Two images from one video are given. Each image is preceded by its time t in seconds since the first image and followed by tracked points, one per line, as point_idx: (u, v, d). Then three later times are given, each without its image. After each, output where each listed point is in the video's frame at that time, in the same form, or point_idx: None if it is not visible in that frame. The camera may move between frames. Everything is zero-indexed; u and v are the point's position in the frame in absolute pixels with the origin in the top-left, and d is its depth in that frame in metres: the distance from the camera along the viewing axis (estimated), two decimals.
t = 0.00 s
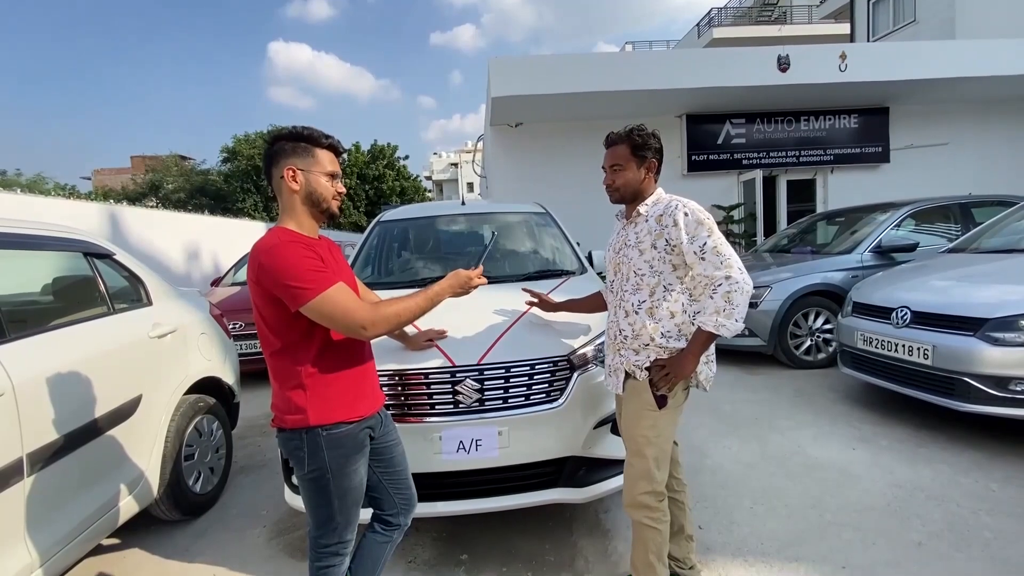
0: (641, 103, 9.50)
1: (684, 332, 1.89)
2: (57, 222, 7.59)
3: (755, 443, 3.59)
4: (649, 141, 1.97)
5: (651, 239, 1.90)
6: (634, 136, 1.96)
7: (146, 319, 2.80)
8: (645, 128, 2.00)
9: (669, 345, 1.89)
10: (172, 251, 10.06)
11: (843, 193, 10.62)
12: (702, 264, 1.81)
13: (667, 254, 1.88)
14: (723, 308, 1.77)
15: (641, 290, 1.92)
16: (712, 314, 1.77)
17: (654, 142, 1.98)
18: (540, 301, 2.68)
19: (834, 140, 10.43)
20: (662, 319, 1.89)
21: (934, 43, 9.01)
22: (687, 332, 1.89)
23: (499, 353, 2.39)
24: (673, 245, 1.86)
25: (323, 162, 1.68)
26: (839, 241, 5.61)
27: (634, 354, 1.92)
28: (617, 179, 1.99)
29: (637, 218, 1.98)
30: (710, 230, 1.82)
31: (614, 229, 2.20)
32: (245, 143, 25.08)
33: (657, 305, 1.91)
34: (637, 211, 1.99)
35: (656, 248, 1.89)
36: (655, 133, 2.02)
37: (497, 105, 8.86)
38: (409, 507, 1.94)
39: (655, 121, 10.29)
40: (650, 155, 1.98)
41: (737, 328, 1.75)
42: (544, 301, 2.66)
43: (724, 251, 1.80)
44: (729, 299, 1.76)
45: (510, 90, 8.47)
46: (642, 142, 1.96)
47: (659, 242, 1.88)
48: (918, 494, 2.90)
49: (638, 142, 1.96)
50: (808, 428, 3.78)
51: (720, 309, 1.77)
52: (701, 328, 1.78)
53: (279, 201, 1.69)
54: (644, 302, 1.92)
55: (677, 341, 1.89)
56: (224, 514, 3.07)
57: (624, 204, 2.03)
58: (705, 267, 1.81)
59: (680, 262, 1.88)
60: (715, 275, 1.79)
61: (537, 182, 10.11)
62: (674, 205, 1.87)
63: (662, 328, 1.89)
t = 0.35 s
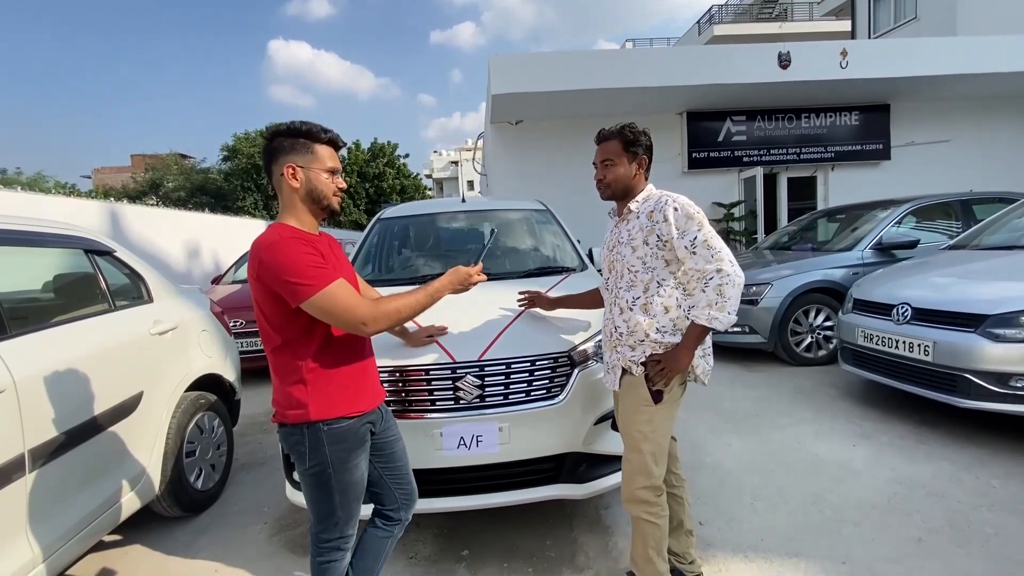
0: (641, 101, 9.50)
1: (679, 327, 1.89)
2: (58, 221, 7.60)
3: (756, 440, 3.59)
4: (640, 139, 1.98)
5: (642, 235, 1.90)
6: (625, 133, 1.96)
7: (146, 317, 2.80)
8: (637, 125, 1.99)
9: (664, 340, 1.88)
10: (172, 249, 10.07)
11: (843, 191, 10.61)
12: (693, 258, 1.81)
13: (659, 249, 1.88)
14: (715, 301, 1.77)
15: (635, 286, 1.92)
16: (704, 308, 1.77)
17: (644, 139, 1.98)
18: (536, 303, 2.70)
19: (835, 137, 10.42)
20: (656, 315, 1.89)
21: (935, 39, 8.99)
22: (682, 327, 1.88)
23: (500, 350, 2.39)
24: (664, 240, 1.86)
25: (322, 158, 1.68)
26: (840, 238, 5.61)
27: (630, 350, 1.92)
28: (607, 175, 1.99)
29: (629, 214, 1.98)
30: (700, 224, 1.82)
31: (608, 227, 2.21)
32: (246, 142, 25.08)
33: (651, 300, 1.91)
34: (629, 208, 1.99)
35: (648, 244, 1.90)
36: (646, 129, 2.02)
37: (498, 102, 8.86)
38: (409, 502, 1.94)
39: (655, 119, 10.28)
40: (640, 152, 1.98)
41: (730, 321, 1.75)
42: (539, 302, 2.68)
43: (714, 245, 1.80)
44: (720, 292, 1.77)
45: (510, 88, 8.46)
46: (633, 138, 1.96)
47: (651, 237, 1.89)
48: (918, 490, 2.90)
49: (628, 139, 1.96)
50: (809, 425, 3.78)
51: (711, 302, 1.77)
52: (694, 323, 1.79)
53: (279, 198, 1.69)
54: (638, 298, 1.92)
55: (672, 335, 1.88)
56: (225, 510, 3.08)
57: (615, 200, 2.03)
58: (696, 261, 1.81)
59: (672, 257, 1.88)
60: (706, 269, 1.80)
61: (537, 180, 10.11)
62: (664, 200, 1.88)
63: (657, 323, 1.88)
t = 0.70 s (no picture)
0: (641, 99, 9.49)
1: (672, 323, 1.88)
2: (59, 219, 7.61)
3: (755, 437, 3.59)
4: (638, 137, 1.98)
5: (634, 233, 1.91)
6: (624, 131, 1.96)
7: (147, 314, 2.81)
8: (636, 124, 2.00)
9: (657, 337, 1.88)
10: (172, 248, 10.08)
11: (844, 189, 10.60)
12: (683, 255, 1.81)
13: (651, 247, 1.88)
14: (704, 298, 1.76)
15: (629, 283, 1.93)
16: (693, 304, 1.77)
17: (644, 138, 1.99)
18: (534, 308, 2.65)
19: (835, 135, 10.41)
20: (649, 312, 1.89)
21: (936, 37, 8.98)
22: (675, 324, 1.88)
23: (500, 347, 2.39)
24: (655, 238, 1.86)
25: (322, 155, 1.68)
26: (841, 236, 5.61)
27: (624, 347, 1.93)
28: (605, 172, 1.99)
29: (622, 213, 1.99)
30: (691, 222, 1.81)
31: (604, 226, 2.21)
32: (246, 140, 25.06)
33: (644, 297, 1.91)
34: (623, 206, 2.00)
35: (640, 242, 1.90)
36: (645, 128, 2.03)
37: (498, 100, 8.85)
38: (409, 499, 1.95)
39: (656, 117, 10.27)
40: (638, 151, 1.99)
41: (719, 317, 1.75)
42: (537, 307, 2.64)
43: (704, 241, 1.79)
44: (709, 288, 1.76)
45: (510, 86, 8.46)
46: (631, 136, 1.96)
47: (643, 236, 1.89)
48: (918, 486, 2.90)
49: (627, 137, 1.96)
50: (809, 422, 3.78)
51: (701, 298, 1.77)
52: (685, 320, 1.79)
53: (278, 196, 1.69)
54: (631, 295, 1.92)
55: (665, 332, 1.88)
56: (226, 507, 3.08)
57: (612, 197, 2.04)
58: (686, 258, 1.81)
59: (664, 254, 1.88)
60: (695, 265, 1.79)
61: (537, 178, 10.10)
62: (655, 198, 1.88)
63: (650, 320, 1.88)
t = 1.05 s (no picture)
0: (642, 97, 9.48)
1: (672, 323, 1.89)
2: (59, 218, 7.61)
3: (756, 435, 3.59)
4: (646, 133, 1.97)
5: (637, 231, 1.91)
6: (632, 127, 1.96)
7: (147, 313, 2.81)
8: (643, 119, 2.00)
9: (656, 336, 1.88)
10: (172, 247, 10.07)
11: (844, 187, 10.59)
12: (686, 255, 1.81)
13: (654, 246, 1.88)
14: (705, 300, 1.78)
15: (629, 281, 1.93)
16: (694, 306, 1.78)
17: (651, 134, 1.98)
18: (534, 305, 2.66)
19: (835, 134, 10.40)
20: (649, 310, 1.89)
21: (937, 35, 8.96)
22: (675, 324, 1.88)
23: (500, 345, 2.39)
24: (659, 237, 1.86)
25: (319, 151, 1.68)
26: (841, 234, 5.61)
27: (623, 345, 1.93)
28: (613, 168, 1.98)
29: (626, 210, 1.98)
30: (694, 222, 1.81)
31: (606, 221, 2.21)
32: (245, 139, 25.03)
33: (645, 296, 1.91)
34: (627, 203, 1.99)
35: (642, 241, 1.90)
36: (652, 123, 2.02)
37: (497, 99, 8.84)
38: (409, 496, 1.95)
39: (656, 115, 10.27)
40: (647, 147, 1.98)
41: (720, 319, 1.76)
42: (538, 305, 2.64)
43: (708, 243, 1.79)
44: (711, 290, 1.77)
45: (510, 85, 8.45)
46: (639, 133, 1.96)
47: (646, 234, 1.89)
48: (918, 484, 2.90)
49: (636, 132, 1.95)
50: (809, 421, 3.78)
51: (702, 300, 1.78)
52: (685, 321, 1.80)
53: (275, 194, 1.69)
54: (632, 293, 1.92)
55: (664, 332, 1.89)
56: (226, 506, 3.08)
57: (618, 194, 2.03)
58: (690, 258, 1.81)
59: (666, 254, 1.88)
60: (698, 266, 1.80)
61: (537, 177, 10.09)
62: (660, 197, 1.87)
63: (649, 319, 1.89)
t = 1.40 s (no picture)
0: (641, 96, 9.47)
1: (680, 324, 1.89)
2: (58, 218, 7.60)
3: (756, 434, 3.59)
4: (640, 129, 1.95)
5: (651, 230, 1.89)
6: (622, 125, 1.96)
7: (146, 312, 2.80)
8: (640, 117, 1.97)
9: (664, 336, 1.89)
10: (172, 246, 10.07)
11: (844, 186, 10.59)
12: (704, 257, 1.80)
13: (668, 245, 1.87)
14: (725, 302, 1.77)
15: (639, 281, 1.92)
16: (712, 308, 1.77)
17: (647, 132, 1.95)
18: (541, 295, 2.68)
19: (835, 133, 10.40)
20: (658, 311, 1.89)
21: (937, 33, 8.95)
22: (684, 325, 1.89)
23: (500, 343, 2.38)
24: (674, 237, 1.85)
25: (314, 148, 1.67)
26: (841, 233, 5.60)
27: (629, 344, 1.93)
28: (607, 172, 1.99)
29: (638, 207, 1.96)
30: (713, 223, 1.80)
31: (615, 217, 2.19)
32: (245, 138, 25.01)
33: (654, 296, 1.90)
34: (638, 201, 1.97)
35: (655, 240, 1.89)
36: (652, 121, 1.98)
37: (497, 98, 8.83)
38: (407, 496, 1.95)
39: (655, 114, 10.26)
40: (642, 143, 1.95)
41: (738, 322, 1.75)
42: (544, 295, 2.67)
43: (728, 244, 1.78)
44: (731, 292, 1.76)
45: (509, 84, 8.44)
46: (631, 133, 1.94)
47: (660, 234, 1.87)
48: (918, 483, 2.90)
49: (628, 132, 1.94)
50: (809, 420, 3.77)
51: (721, 302, 1.77)
52: (700, 322, 1.79)
53: (274, 193, 1.69)
54: (641, 293, 1.92)
55: (671, 332, 1.89)
56: (226, 505, 3.08)
57: (620, 195, 2.03)
58: (708, 260, 1.80)
59: (680, 253, 1.87)
60: (718, 268, 1.78)
61: (537, 176, 10.09)
62: (677, 196, 1.85)
63: (658, 319, 1.89)
